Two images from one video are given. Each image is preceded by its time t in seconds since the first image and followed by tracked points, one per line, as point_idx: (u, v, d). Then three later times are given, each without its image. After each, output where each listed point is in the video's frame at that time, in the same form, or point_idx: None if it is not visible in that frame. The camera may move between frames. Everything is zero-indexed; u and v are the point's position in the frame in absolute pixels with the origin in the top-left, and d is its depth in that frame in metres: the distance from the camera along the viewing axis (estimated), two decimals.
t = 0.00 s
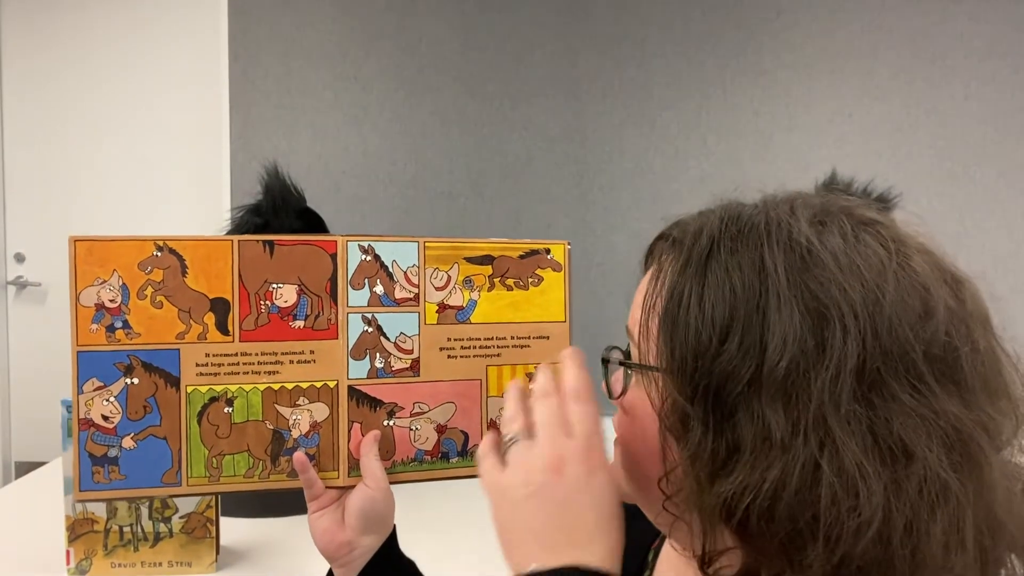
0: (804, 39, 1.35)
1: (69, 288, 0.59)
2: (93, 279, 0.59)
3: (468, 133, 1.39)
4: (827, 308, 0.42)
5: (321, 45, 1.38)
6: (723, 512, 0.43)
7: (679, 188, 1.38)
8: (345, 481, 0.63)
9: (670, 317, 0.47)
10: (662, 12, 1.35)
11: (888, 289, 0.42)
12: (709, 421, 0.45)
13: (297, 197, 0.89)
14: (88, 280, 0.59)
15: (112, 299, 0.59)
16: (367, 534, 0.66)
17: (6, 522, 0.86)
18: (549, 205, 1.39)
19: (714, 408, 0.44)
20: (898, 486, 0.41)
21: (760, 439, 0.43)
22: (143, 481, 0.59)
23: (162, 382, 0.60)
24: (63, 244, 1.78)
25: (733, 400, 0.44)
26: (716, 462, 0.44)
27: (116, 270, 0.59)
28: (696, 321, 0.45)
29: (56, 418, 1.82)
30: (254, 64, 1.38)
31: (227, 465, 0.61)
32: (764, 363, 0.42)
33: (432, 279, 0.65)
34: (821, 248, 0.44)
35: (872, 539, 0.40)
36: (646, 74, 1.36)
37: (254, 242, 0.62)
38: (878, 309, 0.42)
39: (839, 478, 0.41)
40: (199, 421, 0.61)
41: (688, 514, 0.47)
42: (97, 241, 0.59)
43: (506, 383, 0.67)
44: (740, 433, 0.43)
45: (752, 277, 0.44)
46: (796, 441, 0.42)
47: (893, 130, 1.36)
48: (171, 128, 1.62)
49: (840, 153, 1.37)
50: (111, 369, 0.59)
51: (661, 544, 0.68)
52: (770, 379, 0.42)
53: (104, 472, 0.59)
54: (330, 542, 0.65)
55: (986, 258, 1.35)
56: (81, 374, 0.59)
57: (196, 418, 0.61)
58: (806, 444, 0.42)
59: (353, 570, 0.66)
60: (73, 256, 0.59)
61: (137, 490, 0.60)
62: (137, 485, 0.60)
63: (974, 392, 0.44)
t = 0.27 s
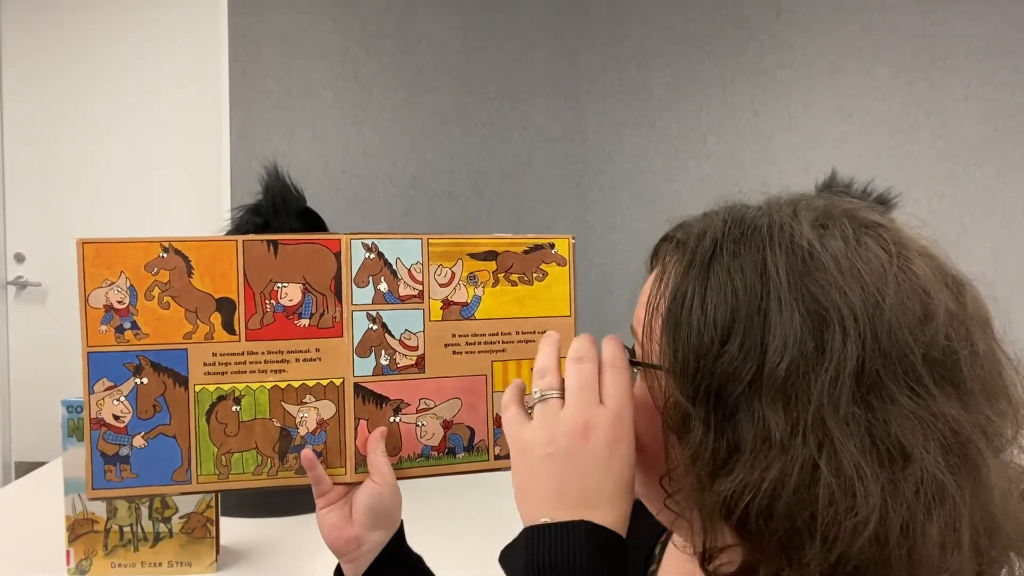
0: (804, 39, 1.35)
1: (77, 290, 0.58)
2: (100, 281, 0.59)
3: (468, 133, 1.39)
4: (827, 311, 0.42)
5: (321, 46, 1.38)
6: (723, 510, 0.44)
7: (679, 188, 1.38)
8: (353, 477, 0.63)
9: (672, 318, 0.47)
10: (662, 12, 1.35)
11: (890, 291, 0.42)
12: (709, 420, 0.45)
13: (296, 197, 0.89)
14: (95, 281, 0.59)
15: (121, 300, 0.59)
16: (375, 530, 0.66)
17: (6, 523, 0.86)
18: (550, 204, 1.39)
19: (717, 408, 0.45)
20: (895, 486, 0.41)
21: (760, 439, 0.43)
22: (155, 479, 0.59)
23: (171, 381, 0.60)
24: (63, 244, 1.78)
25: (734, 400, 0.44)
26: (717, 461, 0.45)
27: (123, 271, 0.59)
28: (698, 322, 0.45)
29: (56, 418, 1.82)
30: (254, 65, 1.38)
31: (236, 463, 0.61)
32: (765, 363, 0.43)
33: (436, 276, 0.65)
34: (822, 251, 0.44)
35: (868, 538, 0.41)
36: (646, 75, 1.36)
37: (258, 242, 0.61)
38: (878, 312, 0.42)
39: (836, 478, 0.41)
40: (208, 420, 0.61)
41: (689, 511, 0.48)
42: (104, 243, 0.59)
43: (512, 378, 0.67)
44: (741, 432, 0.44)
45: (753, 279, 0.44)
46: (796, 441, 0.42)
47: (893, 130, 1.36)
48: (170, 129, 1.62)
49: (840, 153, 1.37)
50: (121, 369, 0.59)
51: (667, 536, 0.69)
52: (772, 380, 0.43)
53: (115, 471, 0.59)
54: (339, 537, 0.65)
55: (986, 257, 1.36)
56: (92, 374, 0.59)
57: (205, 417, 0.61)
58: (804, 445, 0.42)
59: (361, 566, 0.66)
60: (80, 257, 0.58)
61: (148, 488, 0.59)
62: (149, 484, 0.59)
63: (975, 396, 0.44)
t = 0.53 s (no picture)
0: (804, 39, 1.36)
1: (82, 285, 0.58)
2: (106, 277, 0.59)
3: (469, 133, 1.39)
4: (843, 308, 0.42)
5: (321, 46, 1.38)
6: (745, 510, 0.43)
7: (679, 188, 1.38)
8: (357, 477, 0.63)
9: (684, 319, 0.46)
10: (662, 12, 1.35)
11: (901, 287, 0.43)
12: (727, 420, 0.44)
13: (296, 197, 0.89)
14: (100, 277, 0.59)
15: (126, 297, 0.59)
16: (380, 530, 0.66)
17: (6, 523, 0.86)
18: (550, 204, 1.39)
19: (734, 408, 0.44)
20: (912, 476, 0.42)
21: (782, 438, 0.42)
22: (157, 477, 0.59)
23: (175, 380, 0.60)
24: (63, 244, 1.78)
25: (752, 401, 0.43)
26: (737, 462, 0.44)
27: (130, 268, 0.59)
28: (713, 322, 0.44)
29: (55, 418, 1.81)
30: (254, 64, 1.38)
31: (240, 462, 0.61)
32: (784, 362, 0.42)
33: (442, 277, 0.65)
34: (833, 249, 0.44)
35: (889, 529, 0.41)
36: (646, 75, 1.36)
37: (266, 241, 0.61)
38: (891, 310, 0.42)
39: (859, 476, 0.41)
40: (213, 419, 0.61)
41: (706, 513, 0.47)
42: (110, 239, 0.59)
43: (514, 380, 0.68)
44: (761, 432, 0.43)
45: (768, 278, 0.44)
46: (817, 439, 0.42)
47: (893, 130, 1.36)
48: (171, 129, 1.62)
49: (840, 153, 1.37)
50: (125, 366, 0.59)
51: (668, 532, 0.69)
52: (791, 379, 0.42)
53: (117, 469, 0.59)
54: (343, 537, 0.65)
55: (986, 257, 1.35)
56: (95, 371, 0.59)
57: (210, 415, 0.61)
58: (824, 442, 0.42)
59: (366, 565, 0.66)
60: (86, 253, 0.58)
61: (150, 487, 0.59)
62: (151, 482, 0.59)
63: (982, 388, 0.45)
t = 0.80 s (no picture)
0: (803, 39, 1.35)
1: (69, 291, 0.57)
2: (93, 281, 0.58)
3: (468, 133, 1.39)
4: (845, 301, 0.43)
5: (321, 46, 1.38)
6: (753, 502, 0.43)
7: (679, 188, 1.38)
8: (354, 478, 0.63)
9: (689, 316, 0.46)
10: (662, 12, 1.35)
11: (898, 281, 0.44)
12: (733, 414, 0.44)
13: (297, 197, 0.89)
14: (87, 282, 0.58)
15: (115, 301, 0.58)
16: (378, 530, 0.66)
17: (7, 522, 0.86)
18: (549, 204, 1.39)
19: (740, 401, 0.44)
20: (917, 466, 0.42)
21: (788, 429, 0.43)
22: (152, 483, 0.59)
23: (169, 384, 0.60)
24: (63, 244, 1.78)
25: (758, 393, 0.43)
26: (743, 455, 0.44)
27: (119, 272, 0.59)
28: (718, 317, 0.45)
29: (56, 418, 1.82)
30: (254, 65, 1.38)
31: (236, 466, 0.61)
32: (790, 354, 0.43)
33: (437, 276, 0.65)
34: (832, 245, 0.45)
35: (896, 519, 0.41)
36: (646, 74, 1.36)
37: (259, 242, 0.61)
38: (890, 303, 0.43)
39: (865, 466, 0.41)
40: (207, 422, 0.61)
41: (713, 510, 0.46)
42: (96, 243, 0.58)
43: (511, 378, 0.68)
44: (768, 423, 0.43)
45: (772, 272, 0.44)
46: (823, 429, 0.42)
47: (893, 130, 1.36)
48: (171, 129, 1.62)
49: (840, 152, 1.37)
50: (116, 371, 0.59)
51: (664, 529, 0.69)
52: (797, 371, 0.42)
53: (111, 475, 0.59)
54: (341, 538, 0.65)
55: (986, 257, 1.35)
56: (85, 377, 0.58)
57: (204, 419, 0.60)
58: (831, 433, 0.42)
59: (363, 566, 0.66)
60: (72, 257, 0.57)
61: (145, 492, 0.59)
62: (146, 487, 0.59)
63: (979, 379, 0.46)
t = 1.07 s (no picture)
0: (804, 39, 1.35)
1: (58, 301, 0.57)
2: (84, 291, 0.58)
3: (468, 134, 1.39)
4: (825, 287, 0.43)
5: (320, 46, 1.38)
6: (718, 470, 0.45)
7: (678, 188, 1.38)
8: (352, 485, 0.63)
9: (678, 295, 0.48)
10: (662, 12, 1.35)
11: (881, 271, 0.44)
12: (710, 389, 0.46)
13: (297, 198, 0.89)
14: (77, 291, 0.58)
15: (105, 311, 0.58)
16: (378, 538, 0.63)
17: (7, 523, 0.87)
18: (549, 205, 1.39)
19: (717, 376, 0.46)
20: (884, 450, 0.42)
21: (758, 403, 0.44)
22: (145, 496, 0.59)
23: (161, 395, 0.60)
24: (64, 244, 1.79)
25: (734, 368, 0.45)
26: (716, 425, 0.46)
27: (109, 281, 0.58)
28: (702, 296, 0.47)
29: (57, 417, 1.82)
30: (253, 65, 1.38)
31: (232, 476, 0.61)
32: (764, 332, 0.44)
33: (433, 282, 0.65)
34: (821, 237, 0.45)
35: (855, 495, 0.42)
36: (646, 75, 1.36)
37: (253, 249, 0.61)
38: (871, 292, 0.43)
39: (827, 440, 0.42)
40: (201, 433, 0.61)
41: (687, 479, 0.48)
42: (86, 252, 0.58)
43: (508, 383, 0.68)
44: (739, 397, 0.45)
45: (756, 256, 0.46)
46: (791, 405, 0.43)
47: (893, 131, 1.36)
48: (171, 129, 1.62)
49: (841, 153, 1.37)
50: (107, 383, 0.59)
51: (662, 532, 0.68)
52: (770, 349, 0.44)
53: (103, 489, 0.59)
54: (340, 547, 0.62)
55: (986, 258, 1.35)
56: (75, 390, 0.58)
57: (198, 430, 0.60)
58: (798, 408, 0.43)
59: None
60: (61, 266, 0.57)
61: (138, 505, 0.59)
62: (138, 500, 0.59)
63: (965, 373, 0.45)
